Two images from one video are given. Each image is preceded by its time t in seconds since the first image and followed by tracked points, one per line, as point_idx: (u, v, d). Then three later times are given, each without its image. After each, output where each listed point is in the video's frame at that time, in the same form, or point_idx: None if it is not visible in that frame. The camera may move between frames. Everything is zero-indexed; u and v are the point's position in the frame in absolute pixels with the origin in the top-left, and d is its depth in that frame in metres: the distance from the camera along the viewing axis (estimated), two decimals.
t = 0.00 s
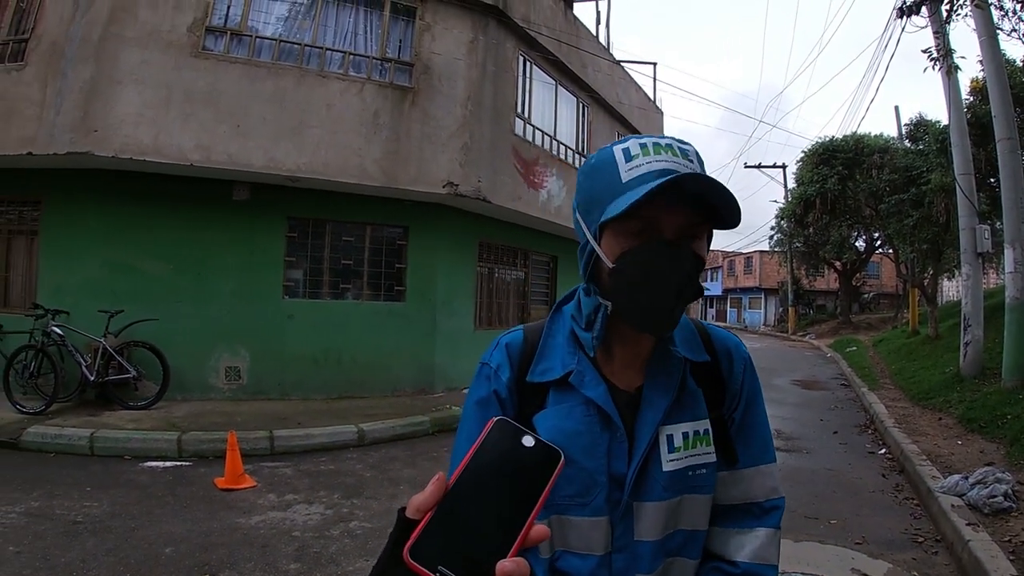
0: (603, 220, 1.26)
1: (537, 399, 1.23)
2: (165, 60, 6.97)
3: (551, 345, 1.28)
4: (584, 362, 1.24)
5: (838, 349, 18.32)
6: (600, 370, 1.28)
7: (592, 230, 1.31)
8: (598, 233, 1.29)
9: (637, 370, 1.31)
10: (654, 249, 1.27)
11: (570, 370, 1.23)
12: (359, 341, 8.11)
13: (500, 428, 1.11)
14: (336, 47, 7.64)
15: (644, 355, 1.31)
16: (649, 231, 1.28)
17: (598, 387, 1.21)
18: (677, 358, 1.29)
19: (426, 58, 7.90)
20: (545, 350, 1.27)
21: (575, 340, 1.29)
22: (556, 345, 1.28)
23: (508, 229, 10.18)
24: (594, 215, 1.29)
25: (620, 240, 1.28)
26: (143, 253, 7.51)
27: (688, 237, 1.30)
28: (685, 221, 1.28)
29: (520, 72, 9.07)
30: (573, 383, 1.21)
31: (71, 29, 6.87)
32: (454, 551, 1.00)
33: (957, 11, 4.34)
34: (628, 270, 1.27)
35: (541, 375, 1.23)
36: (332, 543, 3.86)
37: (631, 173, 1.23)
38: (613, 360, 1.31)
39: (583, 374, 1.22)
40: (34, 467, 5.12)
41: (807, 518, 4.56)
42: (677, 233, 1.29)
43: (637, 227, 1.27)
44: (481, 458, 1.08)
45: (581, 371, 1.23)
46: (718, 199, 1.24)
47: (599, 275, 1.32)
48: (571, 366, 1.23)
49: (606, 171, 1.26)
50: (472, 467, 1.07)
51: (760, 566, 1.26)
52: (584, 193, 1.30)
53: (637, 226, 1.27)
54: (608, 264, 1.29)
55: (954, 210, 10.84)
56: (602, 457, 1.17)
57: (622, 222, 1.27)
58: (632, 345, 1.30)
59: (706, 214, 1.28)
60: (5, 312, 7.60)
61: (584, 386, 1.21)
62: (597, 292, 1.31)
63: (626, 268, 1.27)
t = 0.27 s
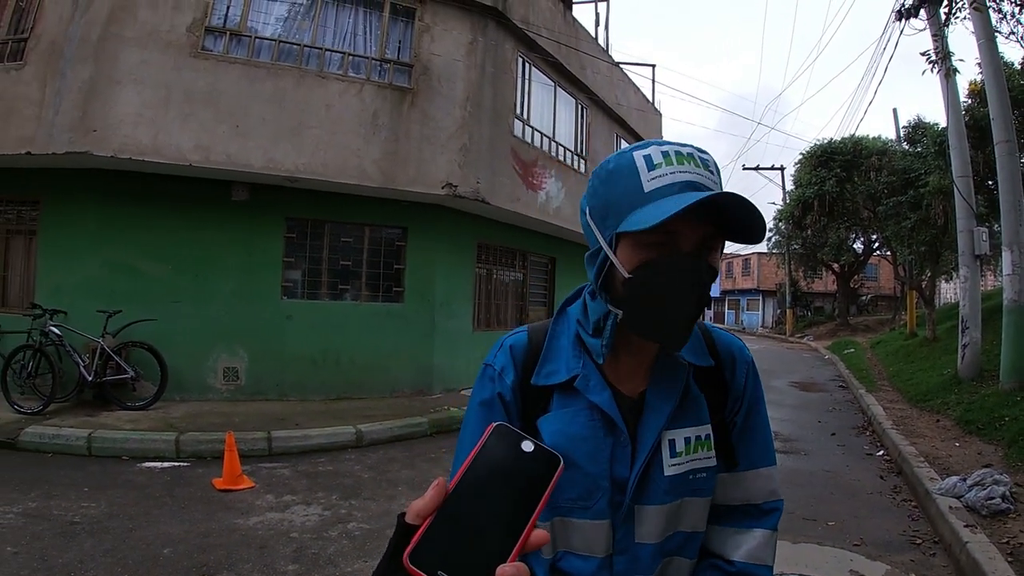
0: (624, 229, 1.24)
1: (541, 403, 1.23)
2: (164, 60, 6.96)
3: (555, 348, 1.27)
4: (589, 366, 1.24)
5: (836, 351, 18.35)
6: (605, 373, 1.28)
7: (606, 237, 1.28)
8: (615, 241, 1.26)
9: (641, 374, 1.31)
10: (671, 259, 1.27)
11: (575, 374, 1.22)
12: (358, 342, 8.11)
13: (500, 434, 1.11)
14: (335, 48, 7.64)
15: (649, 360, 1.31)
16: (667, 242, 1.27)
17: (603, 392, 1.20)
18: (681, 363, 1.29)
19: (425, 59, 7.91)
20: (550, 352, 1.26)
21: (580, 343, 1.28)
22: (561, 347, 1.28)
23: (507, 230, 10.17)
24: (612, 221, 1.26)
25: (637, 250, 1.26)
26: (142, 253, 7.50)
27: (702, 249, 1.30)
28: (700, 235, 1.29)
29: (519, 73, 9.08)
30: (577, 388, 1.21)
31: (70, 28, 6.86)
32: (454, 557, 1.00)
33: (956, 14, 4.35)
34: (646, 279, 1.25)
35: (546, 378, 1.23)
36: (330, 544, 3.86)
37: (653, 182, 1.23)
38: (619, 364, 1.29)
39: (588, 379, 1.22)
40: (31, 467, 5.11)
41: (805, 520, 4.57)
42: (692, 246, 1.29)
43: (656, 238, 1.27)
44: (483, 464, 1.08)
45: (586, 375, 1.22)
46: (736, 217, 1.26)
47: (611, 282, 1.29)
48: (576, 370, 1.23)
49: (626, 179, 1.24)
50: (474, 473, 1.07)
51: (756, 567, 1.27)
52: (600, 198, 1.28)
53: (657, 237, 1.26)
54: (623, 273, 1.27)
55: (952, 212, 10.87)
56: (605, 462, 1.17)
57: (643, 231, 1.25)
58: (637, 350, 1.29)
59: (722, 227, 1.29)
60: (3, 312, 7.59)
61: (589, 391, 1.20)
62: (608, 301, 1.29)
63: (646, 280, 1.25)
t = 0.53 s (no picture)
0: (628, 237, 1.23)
1: (537, 402, 1.24)
2: (164, 59, 6.96)
3: (552, 348, 1.28)
4: (584, 366, 1.24)
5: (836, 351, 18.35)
6: (600, 374, 1.28)
7: (609, 242, 1.28)
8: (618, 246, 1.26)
9: (637, 373, 1.31)
10: (673, 265, 1.27)
11: (570, 374, 1.23)
12: (358, 342, 8.10)
13: (497, 432, 1.11)
14: (335, 48, 7.64)
15: (644, 360, 1.31)
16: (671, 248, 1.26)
17: (597, 392, 1.21)
18: (676, 364, 1.29)
19: (426, 59, 7.91)
20: (546, 352, 1.27)
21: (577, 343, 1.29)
22: (557, 347, 1.28)
23: (507, 231, 10.17)
24: (616, 228, 1.26)
25: (641, 256, 1.26)
26: (142, 252, 7.50)
27: (703, 252, 1.30)
28: (703, 240, 1.28)
29: (520, 73, 9.08)
30: (572, 388, 1.21)
31: (71, 27, 6.86)
32: (453, 553, 1.00)
33: (956, 16, 4.35)
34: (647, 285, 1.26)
35: (542, 378, 1.24)
36: (331, 544, 3.86)
37: (658, 190, 1.22)
38: (614, 362, 1.30)
39: (582, 379, 1.22)
40: (31, 467, 5.11)
41: (804, 520, 4.57)
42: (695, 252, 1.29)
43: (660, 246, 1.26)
44: (480, 461, 1.08)
45: (580, 376, 1.22)
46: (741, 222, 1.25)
47: (613, 282, 1.29)
48: (571, 371, 1.23)
49: (630, 186, 1.23)
50: (471, 471, 1.08)
51: (747, 564, 1.26)
52: (603, 205, 1.27)
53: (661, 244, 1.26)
54: (625, 277, 1.27)
55: (952, 213, 10.87)
56: (598, 459, 1.17)
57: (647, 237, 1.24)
58: (633, 350, 1.30)
59: (724, 230, 1.29)
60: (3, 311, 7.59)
61: (583, 392, 1.21)
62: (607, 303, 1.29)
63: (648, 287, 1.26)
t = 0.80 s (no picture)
0: (605, 211, 1.24)
1: (529, 398, 1.24)
2: (167, 58, 6.97)
3: (542, 347, 1.28)
4: (572, 362, 1.24)
5: (838, 352, 18.32)
6: (590, 369, 1.28)
7: (591, 224, 1.28)
8: (599, 222, 1.26)
9: (629, 365, 1.31)
10: (658, 231, 1.25)
11: (560, 371, 1.22)
12: (360, 341, 8.10)
13: (496, 432, 1.11)
14: (338, 47, 7.64)
15: (635, 350, 1.31)
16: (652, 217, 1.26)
17: (586, 388, 1.20)
18: (665, 359, 1.28)
19: (429, 58, 7.90)
20: (537, 352, 1.27)
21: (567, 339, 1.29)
22: (548, 346, 1.28)
23: (509, 230, 10.16)
24: (594, 210, 1.27)
25: (624, 228, 1.26)
26: (144, 251, 7.50)
27: (683, 218, 1.30)
28: (681, 203, 1.28)
29: (523, 73, 9.07)
30: (561, 385, 1.21)
31: (73, 27, 6.87)
32: (455, 550, 0.99)
33: (961, 15, 4.33)
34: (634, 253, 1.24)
35: (533, 376, 1.24)
36: (332, 544, 3.86)
37: (629, 164, 1.25)
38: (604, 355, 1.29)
39: (571, 376, 1.22)
40: (33, 465, 5.11)
41: (807, 521, 4.56)
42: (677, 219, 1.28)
43: (638, 215, 1.26)
44: (477, 459, 1.08)
45: (569, 373, 1.22)
46: (711, 175, 1.25)
47: (603, 264, 1.27)
48: (560, 368, 1.23)
49: (603, 167, 1.26)
50: (468, 470, 1.07)
51: (739, 556, 1.25)
52: (580, 194, 1.29)
53: (638, 211, 1.26)
54: (612, 250, 1.26)
55: (955, 213, 10.84)
56: (589, 454, 1.16)
57: (624, 207, 1.25)
58: (625, 341, 1.29)
59: (700, 191, 1.29)
60: (5, 309, 7.60)
61: (571, 388, 1.20)
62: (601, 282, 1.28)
63: (637, 253, 1.24)
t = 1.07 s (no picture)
0: (578, 199, 1.29)
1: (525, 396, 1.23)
2: (172, 57, 6.98)
3: (536, 346, 1.27)
4: (566, 358, 1.24)
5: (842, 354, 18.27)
6: (583, 364, 1.28)
7: (569, 216, 1.32)
8: (576, 212, 1.31)
9: (620, 357, 1.32)
10: (632, 213, 1.30)
11: (554, 368, 1.22)
12: (363, 340, 8.11)
13: (496, 433, 1.11)
14: (343, 46, 7.65)
15: (625, 340, 1.33)
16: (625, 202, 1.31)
17: (581, 382, 1.20)
18: (656, 351, 1.28)
19: (433, 58, 7.91)
20: (531, 351, 1.27)
21: (560, 336, 1.29)
22: (541, 344, 1.28)
23: (513, 230, 10.16)
24: (569, 204, 1.31)
25: (599, 215, 1.31)
26: (148, 250, 7.52)
27: (653, 200, 1.35)
28: (649, 185, 1.34)
29: (527, 73, 9.07)
30: (556, 381, 1.20)
31: (78, 25, 6.89)
32: (456, 550, 0.99)
33: (967, 16, 4.31)
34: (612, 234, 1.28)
35: (528, 375, 1.23)
36: (334, 543, 3.86)
37: (596, 158, 1.31)
38: (595, 350, 1.30)
39: (566, 371, 1.21)
40: (37, 463, 5.13)
41: (809, 523, 4.54)
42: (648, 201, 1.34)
43: (610, 200, 1.31)
44: (476, 460, 1.08)
45: (563, 368, 1.22)
46: (674, 153, 1.30)
47: (584, 252, 1.31)
48: (554, 365, 1.22)
49: (574, 165, 1.32)
50: (467, 470, 1.07)
51: (739, 545, 1.24)
52: (556, 193, 1.34)
53: (609, 196, 1.31)
54: (591, 235, 1.30)
55: (959, 215, 10.80)
56: (587, 447, 1.16)
57: (596, 195, 1.30)
58: (613, 330, 1.31)
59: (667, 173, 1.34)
60: (9, 307, 7.62)
61: (565, 383, 1.20)
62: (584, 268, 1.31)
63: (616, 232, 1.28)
